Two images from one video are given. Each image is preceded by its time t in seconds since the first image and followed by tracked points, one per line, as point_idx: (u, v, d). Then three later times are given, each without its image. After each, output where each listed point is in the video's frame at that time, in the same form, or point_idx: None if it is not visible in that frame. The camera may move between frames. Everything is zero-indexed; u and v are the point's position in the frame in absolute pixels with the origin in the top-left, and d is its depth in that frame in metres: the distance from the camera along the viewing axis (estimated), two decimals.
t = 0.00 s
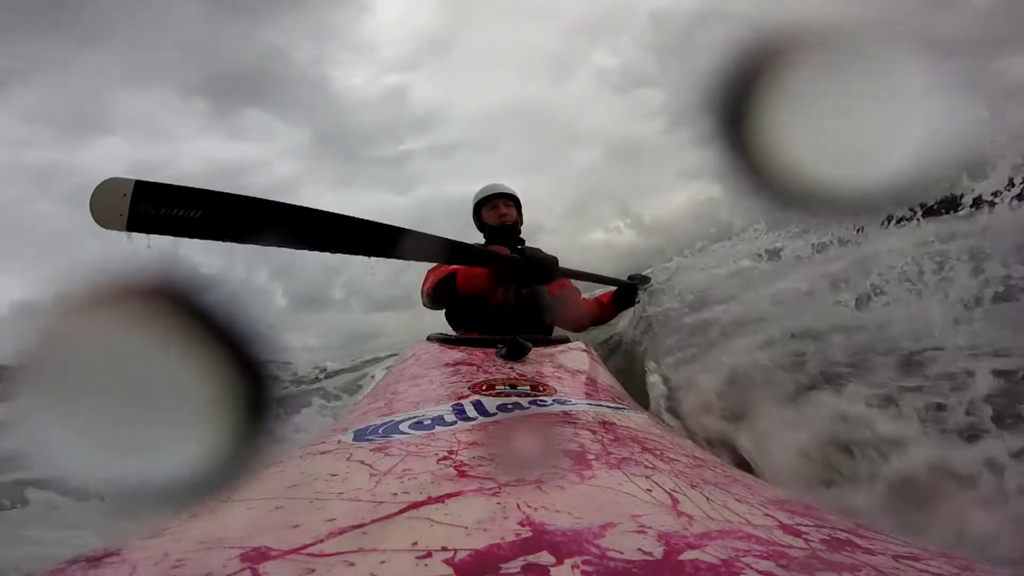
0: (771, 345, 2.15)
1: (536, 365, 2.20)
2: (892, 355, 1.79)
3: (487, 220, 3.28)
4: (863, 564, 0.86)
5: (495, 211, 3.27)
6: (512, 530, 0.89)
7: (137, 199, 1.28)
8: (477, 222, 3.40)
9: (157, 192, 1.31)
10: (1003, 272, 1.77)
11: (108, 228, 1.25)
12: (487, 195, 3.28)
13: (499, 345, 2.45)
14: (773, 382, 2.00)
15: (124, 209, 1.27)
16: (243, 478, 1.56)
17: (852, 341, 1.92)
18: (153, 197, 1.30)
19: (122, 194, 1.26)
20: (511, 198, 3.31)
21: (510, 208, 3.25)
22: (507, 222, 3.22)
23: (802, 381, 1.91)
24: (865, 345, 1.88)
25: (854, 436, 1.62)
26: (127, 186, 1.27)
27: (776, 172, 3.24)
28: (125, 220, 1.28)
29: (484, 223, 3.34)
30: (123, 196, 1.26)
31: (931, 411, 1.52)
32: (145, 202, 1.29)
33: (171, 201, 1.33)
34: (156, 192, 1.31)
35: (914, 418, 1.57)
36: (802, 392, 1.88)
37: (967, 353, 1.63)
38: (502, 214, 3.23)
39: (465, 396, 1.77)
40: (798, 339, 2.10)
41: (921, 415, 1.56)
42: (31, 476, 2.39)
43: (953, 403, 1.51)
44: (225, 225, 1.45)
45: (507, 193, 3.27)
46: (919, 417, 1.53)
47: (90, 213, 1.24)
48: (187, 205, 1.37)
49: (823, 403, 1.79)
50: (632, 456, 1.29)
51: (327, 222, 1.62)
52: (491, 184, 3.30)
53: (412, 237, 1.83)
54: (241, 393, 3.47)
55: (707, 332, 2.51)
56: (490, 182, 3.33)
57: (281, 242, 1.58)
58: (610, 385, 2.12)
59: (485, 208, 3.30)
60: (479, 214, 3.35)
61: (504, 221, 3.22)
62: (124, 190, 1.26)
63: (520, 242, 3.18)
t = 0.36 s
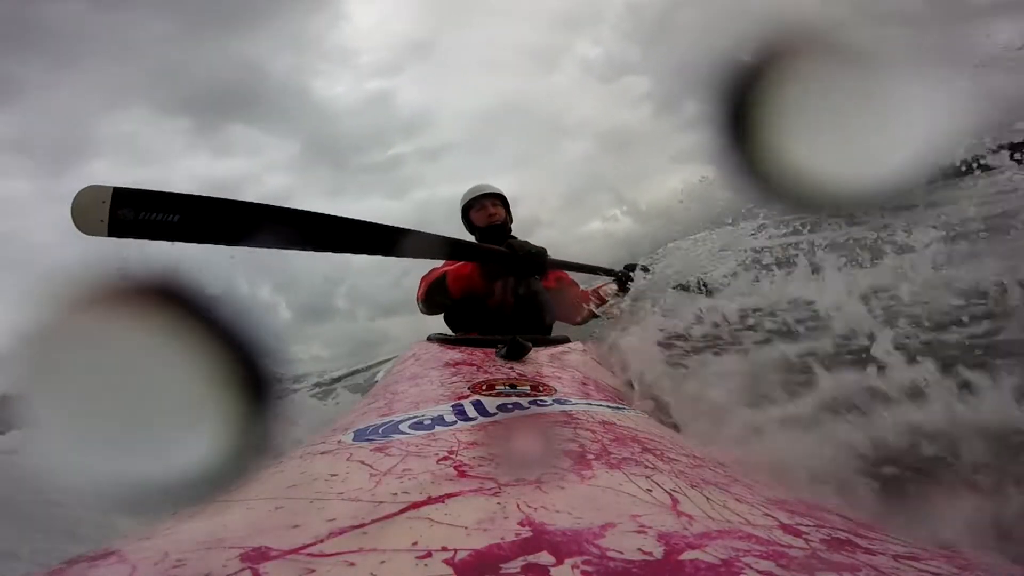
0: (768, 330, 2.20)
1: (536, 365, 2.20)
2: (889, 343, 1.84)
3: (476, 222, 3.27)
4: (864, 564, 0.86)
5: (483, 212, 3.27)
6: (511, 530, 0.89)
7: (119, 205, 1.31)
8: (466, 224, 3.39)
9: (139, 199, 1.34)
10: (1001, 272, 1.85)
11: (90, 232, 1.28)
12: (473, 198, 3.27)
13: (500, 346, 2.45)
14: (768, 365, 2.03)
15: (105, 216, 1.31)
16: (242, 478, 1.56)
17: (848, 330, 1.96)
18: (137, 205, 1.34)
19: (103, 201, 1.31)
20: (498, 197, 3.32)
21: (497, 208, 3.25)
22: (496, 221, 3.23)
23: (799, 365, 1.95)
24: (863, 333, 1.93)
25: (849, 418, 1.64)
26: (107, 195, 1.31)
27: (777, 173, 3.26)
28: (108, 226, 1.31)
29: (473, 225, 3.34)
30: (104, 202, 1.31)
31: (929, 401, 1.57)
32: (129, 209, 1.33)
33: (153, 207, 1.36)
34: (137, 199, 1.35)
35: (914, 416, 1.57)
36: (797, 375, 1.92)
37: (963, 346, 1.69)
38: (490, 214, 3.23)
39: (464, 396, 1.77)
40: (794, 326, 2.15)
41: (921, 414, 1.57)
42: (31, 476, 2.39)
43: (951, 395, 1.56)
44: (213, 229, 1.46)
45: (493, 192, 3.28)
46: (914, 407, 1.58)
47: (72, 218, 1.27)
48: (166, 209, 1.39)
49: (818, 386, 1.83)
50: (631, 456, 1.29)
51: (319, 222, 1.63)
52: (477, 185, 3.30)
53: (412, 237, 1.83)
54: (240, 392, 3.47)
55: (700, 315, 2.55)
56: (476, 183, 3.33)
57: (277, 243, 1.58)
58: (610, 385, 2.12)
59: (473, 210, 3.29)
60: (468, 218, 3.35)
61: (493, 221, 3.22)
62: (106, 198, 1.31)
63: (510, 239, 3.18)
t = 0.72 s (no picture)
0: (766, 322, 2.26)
1: (535, 365, 2.20)
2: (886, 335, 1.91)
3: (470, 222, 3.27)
4: (863, 564, 0.86)
5: (477, 211, 3.27)
6: (512, 530, 0.89)
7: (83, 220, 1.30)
8: (460, 225, 3.39)
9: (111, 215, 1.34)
10: (1001, 276, 1.91)
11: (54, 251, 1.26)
12: (466, 198, 3.27)
13: (500, 345, 2.45)
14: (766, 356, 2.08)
15: (70, 231, 1.28)
16: (242, 478, 1.56)
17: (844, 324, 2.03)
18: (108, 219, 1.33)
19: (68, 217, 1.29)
20: (492, 195, 3.31)
21: (491, 207, 3.25)
22: (490, 221, 3.24)
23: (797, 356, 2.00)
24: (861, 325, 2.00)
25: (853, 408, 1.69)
26: (71, 208, 1.29)
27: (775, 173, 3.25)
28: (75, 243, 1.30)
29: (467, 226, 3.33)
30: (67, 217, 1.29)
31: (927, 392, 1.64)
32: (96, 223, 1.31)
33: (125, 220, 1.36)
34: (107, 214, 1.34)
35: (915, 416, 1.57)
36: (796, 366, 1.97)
37: (961, 339, 1.78)
38: (485, 214, 3.24)
39: (465, 396, 1.77)
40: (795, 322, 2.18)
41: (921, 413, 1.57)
42: (32, 476, 2.39)
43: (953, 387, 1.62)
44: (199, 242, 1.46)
45: (486, 190, 3.27)
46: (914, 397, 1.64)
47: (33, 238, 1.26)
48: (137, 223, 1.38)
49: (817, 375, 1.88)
50: (631, 456, 1.29)
51: (309, 229, 1.63)
52: (469, 186, 3.30)
53: (408, 242, 1.83)
54: (240, 392, 3.46)
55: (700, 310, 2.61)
56: (468, 184, 3.34)
57: (275, 256, 1.58)
58: (610, 385, 2.12)
59: (466, 210, 3.29)
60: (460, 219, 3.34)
61: (487, 220, 3.23)
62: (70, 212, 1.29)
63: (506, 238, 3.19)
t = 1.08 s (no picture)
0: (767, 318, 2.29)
1: (535, 365, 2.20)
2: (887, 330, 1.93)
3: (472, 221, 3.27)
4: (863, 564, 0.86)
5: (479, 211, 3.26)
6: (512, 530, 0.89)
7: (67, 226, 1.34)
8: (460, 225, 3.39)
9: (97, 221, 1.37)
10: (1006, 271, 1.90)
11: (38, 261, 1.31)
12: (466, 197, 3.27)
13: (500, 346, 2.45)
14: (769, 353, 2.10)
15: (58, 239, 1.33)
16: (242, 479, 1.56)
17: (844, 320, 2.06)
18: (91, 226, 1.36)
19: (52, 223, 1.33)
20: (493, 194, 3.31)
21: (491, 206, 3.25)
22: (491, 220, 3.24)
23: (798, 352, 2.03)
24: (860, 321, 2.02)
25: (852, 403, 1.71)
26: (57, 215, 1.33)
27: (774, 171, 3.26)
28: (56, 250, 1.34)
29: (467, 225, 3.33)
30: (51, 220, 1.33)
31: (928, 387, 1.65)
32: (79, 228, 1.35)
33: (112, 227, 1.39)
34: (93, 220, 1.38)
35: (915, 416, 1.58)
36: (797, 362, 1.99)
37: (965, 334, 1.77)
38: (486, 213, 3.23)
39: (465, 396, 1.77)
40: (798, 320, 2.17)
41: (921, 413, 1.57)
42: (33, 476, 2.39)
43: (950, 379, 1.64)
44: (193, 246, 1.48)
45: (487, 189, 3.27)
46: (912, 391, 1.66)
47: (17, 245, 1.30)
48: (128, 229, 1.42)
49: (819, 370, 1.91)
50: (632, 456, 1.29)
51: (304, 231, 1.64)
52: (470, 185, 3.30)
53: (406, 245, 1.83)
54: (239, 392, 3.46)
55: (704, 310, 2.64)
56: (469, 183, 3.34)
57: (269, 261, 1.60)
58: (611, 385, 2.12)
59: (467, 210, 3.29)
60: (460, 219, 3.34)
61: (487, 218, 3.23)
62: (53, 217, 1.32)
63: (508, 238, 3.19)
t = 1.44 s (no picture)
0: (767, 317, 2.30)
1: (535, 365, 2.20)
2: (888, 332, 1.92)
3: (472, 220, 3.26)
4: (863, 564, 0.86)
5: (482, 210, 3.25)
6: (512, 530, 0.89)
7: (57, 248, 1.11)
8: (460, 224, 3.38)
9: (85, 237, 1.14)
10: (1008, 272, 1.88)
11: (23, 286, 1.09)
12: (469, 195, 3.26)
13: (500, 345, 2.45)
14: (768, 352, 2.11)
15: (40, 261, 1.09)
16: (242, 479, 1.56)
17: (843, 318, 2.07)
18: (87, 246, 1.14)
19: (34, 246, 1.09)
20: (495, 193, 3.31)
21: (494, 207, 3.24)
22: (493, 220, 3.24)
23: (799, 352, 2.02)
24: (860, 324, 2.01)
25: (852, 402, 1.72)
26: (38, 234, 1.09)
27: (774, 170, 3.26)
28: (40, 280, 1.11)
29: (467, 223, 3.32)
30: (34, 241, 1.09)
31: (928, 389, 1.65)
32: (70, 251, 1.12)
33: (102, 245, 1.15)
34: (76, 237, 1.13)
35: (914, 415, 1.58)
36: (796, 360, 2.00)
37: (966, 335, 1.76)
38: (489, 212, 3.23)
39: (465, 396, 1.77)
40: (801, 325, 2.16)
41: (921, 413, 1.58)
42: (34, 476, 2.40)
43: (948, 378, 1.65)
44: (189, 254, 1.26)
45: (490, 188, 3.28)
46: (912, 391, 1.66)
47: None
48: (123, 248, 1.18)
49: (819, 368, 1.91)
50: (631, 456, 1.29)
51: (315, 242, 1.46)
52: (471, 185, 3.31)
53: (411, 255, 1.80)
54: (239, 391, 3.46)
55: (703, 310, 2.64)
56: (472, 182, 3.33)
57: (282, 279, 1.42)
58: (610, 384, 2.13)
59: (469, 209, 3.28)
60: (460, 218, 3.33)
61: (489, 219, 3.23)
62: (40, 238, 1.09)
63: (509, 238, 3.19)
